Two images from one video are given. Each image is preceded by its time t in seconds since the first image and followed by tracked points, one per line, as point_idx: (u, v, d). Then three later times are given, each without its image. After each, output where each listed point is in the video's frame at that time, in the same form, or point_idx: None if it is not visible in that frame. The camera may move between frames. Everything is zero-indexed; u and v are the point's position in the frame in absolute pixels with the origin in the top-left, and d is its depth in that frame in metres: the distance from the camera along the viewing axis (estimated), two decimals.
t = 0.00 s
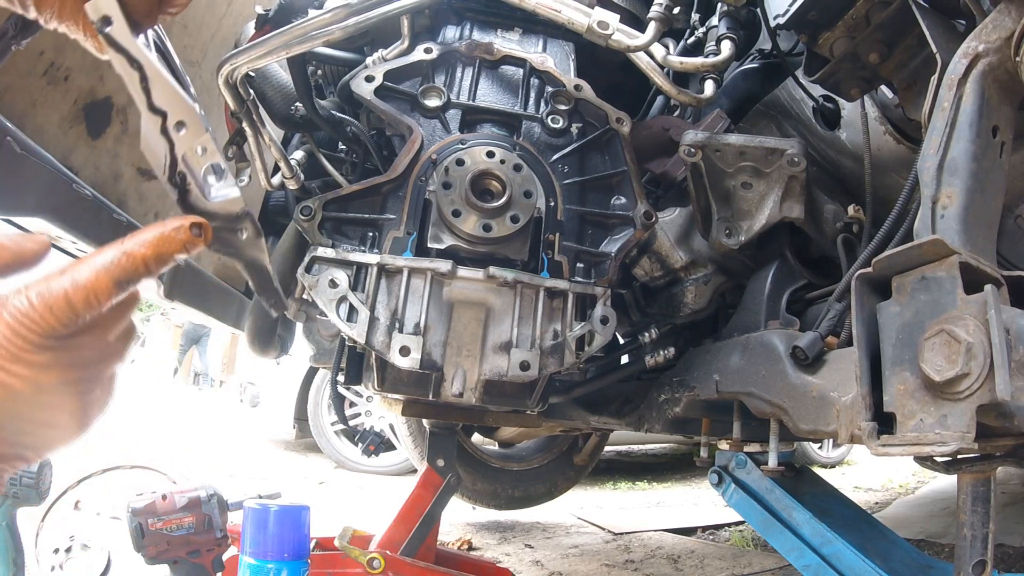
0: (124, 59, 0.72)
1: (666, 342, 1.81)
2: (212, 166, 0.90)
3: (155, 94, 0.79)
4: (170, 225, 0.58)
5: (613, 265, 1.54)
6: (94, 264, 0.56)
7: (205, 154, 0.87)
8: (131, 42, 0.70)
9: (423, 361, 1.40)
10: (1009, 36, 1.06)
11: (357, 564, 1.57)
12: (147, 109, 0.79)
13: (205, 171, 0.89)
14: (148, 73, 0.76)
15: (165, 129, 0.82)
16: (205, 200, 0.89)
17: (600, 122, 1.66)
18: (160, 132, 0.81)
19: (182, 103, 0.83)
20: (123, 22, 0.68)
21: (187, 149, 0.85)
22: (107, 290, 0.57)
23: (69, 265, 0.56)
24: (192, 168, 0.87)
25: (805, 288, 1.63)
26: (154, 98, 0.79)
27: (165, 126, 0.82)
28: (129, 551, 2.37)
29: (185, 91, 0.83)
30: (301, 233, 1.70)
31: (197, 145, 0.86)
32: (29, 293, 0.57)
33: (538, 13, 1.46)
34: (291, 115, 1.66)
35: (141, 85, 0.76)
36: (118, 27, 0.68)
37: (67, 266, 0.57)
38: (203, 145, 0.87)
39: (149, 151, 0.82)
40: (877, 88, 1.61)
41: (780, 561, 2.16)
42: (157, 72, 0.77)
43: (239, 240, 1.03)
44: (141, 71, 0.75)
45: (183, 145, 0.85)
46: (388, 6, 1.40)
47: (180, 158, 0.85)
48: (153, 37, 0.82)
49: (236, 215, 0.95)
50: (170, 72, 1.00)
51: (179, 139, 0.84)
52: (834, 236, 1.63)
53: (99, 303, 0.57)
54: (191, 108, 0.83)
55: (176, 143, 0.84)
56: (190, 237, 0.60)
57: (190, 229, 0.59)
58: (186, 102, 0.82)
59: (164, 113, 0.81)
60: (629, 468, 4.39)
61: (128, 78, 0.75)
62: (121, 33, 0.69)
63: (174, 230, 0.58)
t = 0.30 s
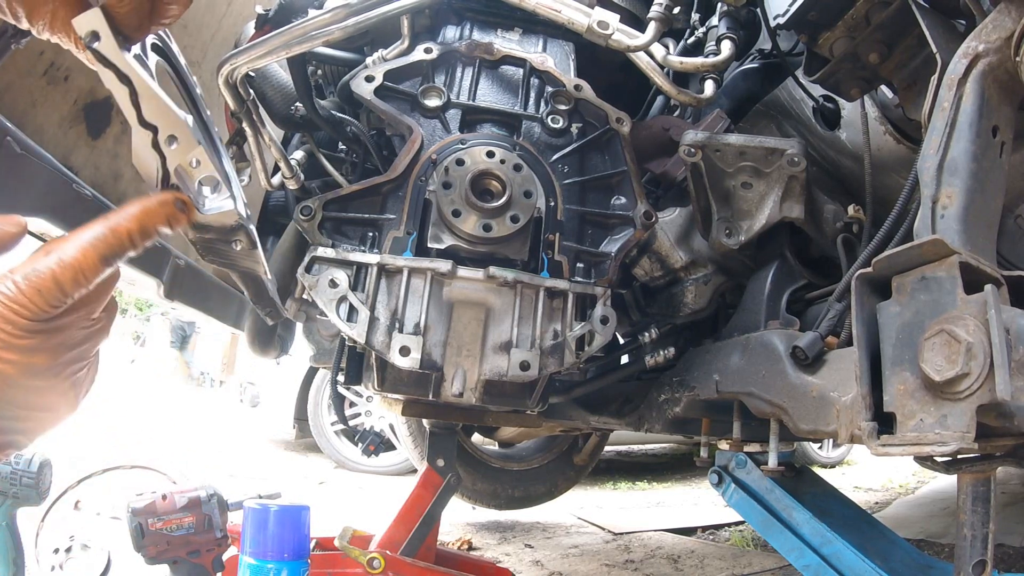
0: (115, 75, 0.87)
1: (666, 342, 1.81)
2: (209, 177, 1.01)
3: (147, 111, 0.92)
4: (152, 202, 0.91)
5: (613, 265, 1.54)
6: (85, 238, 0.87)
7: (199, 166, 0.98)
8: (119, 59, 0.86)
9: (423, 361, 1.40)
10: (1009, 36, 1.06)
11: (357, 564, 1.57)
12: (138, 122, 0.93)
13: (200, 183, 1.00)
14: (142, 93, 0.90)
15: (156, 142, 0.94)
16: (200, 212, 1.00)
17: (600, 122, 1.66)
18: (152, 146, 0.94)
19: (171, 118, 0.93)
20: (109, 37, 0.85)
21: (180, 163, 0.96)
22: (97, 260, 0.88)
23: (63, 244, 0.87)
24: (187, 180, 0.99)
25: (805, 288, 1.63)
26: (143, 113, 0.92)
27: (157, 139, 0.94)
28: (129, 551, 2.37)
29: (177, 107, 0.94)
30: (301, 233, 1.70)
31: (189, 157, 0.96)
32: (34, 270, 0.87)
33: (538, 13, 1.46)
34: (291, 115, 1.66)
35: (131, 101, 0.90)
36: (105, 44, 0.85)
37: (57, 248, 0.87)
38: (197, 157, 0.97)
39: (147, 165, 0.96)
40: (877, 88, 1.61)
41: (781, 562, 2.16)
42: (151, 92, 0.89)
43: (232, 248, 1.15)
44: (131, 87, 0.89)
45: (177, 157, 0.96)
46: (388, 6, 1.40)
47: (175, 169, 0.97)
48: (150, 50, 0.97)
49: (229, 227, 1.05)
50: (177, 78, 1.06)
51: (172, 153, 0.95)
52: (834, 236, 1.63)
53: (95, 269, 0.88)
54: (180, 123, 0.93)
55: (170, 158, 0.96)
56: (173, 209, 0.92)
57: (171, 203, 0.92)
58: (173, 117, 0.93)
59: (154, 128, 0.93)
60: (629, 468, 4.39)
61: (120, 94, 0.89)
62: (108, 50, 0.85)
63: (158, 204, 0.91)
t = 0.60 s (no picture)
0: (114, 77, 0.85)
1: (666, 342, 1.81)
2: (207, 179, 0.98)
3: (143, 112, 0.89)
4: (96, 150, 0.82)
5: (613, 265, 1.54)
6: (37, 206, 0.78)
7: (197, 167, 0.95)
8: (118, 62, 0.84)
9: (422, 361, 1.40)
10: (1009, 36, 1.06)
11: (357, 564, 1.57)
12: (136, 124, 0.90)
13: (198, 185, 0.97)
14: (139, 93, 0.87)
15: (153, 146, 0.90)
16: (196, 214, 0.99)
17: (600, 122, 1.66)
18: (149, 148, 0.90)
19: (168, 119, 0.89)
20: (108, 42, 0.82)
21: (177, 165, 0.93)
22: (52, 224, 0.79)
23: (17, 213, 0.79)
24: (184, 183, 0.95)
25: (805, 288, 1.63)
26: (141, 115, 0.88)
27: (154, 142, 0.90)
28: (129, 551, 2.37)
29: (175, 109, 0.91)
30: (301, 233, 1.70)
31: (186, 160, 0.93)
32: None
33: (538, 13, 1.46)
34: (291, 115, 1.66)
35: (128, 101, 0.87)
36: (104, 48, 0.82)
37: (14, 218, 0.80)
38: (195, 160, 0.93)
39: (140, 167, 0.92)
40: (877, 88, 1.61)
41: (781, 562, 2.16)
42: (149, 95, 0.87)
43: (229, 248, 1.11)
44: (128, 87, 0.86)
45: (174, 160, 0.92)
46: (388, 6, 1.40)
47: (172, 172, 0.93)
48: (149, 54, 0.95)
49: (225, 228, 1.04)
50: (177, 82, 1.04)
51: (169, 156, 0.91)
52: (834, 236, 1.63)
53: (54, 234, 0.80)
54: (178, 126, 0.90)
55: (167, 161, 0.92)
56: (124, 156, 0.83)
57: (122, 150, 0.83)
58: (171, 120, 0.89)
59: (151, 130, 0.90)
60: (629, 468, 4.39)
61: (116, 94, 0.86)
62: (108, 54, 0.83)
63: (110, 155, 0.82)
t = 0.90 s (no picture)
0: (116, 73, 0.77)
1: (666, 342, 1.81)
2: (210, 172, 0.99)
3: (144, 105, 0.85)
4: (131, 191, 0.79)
5: (613, 265, 1.54)
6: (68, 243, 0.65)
7: (199, 160, 0.95)
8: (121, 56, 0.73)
9: (423, 361, 1.40)
10: (1009, 36, 1.06)
11: (357, 564, 1.57)
12: (138, 118, 0.86)
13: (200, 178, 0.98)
14: (143, 89, 0.82)
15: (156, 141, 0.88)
16: (200, 208, 1.00)
17: (600, 122, 1.66)
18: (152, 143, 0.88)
19: (171, 115, 0.87)
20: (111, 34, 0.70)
21: (181, 159, 0.92)
22: (83, 268, 0.65)
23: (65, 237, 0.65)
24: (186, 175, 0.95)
25: (805, 288, 1.63)
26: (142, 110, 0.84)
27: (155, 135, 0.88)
28: (129, 551, 2.37)
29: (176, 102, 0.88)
30: (301, 233, 1.71)
31: (189, 153, 0.93)
32: (16, 276, 0.66)
33: (538, 13, 1.46)
34: (291, 115, 1.66)
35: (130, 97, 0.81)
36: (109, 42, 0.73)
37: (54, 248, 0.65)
38: (196, 152, 0.94)
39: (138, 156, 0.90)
40: (877, 88, 1.61)
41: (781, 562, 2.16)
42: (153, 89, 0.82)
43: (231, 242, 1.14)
44: (131, 84, 0.80)
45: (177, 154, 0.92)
46: (388, 6, 1.40)
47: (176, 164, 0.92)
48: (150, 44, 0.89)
49: (228, 222, 1.06)
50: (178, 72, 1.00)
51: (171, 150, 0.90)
52: (834, 236, 1.63)
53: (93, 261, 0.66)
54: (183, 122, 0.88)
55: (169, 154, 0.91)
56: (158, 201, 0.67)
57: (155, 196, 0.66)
58: (175, 116, 0.87)
59: (153, 124, 0.87)
60: (629, 468, 4.39)
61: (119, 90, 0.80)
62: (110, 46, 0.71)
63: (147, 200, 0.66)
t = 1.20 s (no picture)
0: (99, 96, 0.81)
1: (666, 342, 1.81)
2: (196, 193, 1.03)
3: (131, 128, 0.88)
4: (118, 167, 0.81)
5: (613, 265, 1.54)
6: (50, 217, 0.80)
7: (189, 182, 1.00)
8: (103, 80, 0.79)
9: (423, 361, 1.40)
10: (1009, 36, 1.06)
11: (357, 565, 1.57)
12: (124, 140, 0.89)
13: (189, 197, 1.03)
14: (128, 111, 0.85)
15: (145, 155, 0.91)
16: (189, 228, 1.05)
17: (600, 122, 1.66)
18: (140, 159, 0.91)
19: (159, 137, 0.90)
20: (93, 58, 0.76)
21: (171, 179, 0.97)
22: (66, 236, 0.81)
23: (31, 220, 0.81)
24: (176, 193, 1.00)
25: (806, 288, 1.63)
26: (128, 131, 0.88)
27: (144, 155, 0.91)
28: (129, 551, 2.37)
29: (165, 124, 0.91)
30: (301, 233, 1.71)
31: (179, 174, 0.97)
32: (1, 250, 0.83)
33: (538, 13, 1.46)
34: (291, 114, 1.66)
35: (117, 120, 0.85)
36: (90, 66, 0.77)
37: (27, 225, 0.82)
38: (185, 174, 0.97)
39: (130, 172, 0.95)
40: (877, 88, 1.61)
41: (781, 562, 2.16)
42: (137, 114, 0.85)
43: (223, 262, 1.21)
44: (116, 107, 0.83)
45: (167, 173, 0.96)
46: (388, 6, 1.40)
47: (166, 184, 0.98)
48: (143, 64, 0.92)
49: (217, 242, 1.12)
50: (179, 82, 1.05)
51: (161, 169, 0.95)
52: (834, 236, 1.63)
53: (66, 239, 0.82)
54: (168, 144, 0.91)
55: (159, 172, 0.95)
56: (141, 172, 0.82)
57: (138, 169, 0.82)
58: (162, 138, 0.90)
59: (141, 145, 0.90)
60: (629, 468, 4.39)
61: (106, 114, 0.84)
62: (91, 69, 0.77)
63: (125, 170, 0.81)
